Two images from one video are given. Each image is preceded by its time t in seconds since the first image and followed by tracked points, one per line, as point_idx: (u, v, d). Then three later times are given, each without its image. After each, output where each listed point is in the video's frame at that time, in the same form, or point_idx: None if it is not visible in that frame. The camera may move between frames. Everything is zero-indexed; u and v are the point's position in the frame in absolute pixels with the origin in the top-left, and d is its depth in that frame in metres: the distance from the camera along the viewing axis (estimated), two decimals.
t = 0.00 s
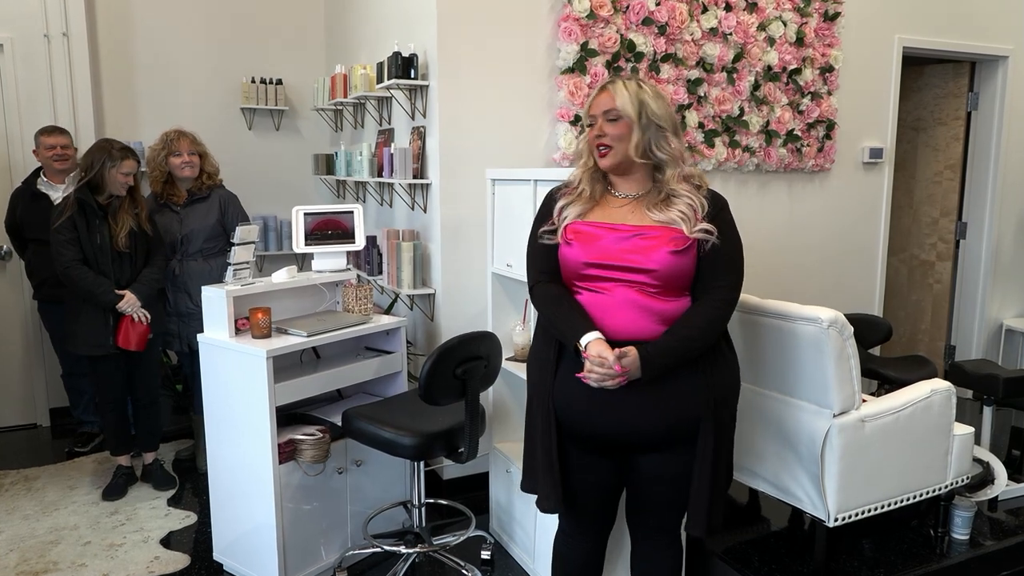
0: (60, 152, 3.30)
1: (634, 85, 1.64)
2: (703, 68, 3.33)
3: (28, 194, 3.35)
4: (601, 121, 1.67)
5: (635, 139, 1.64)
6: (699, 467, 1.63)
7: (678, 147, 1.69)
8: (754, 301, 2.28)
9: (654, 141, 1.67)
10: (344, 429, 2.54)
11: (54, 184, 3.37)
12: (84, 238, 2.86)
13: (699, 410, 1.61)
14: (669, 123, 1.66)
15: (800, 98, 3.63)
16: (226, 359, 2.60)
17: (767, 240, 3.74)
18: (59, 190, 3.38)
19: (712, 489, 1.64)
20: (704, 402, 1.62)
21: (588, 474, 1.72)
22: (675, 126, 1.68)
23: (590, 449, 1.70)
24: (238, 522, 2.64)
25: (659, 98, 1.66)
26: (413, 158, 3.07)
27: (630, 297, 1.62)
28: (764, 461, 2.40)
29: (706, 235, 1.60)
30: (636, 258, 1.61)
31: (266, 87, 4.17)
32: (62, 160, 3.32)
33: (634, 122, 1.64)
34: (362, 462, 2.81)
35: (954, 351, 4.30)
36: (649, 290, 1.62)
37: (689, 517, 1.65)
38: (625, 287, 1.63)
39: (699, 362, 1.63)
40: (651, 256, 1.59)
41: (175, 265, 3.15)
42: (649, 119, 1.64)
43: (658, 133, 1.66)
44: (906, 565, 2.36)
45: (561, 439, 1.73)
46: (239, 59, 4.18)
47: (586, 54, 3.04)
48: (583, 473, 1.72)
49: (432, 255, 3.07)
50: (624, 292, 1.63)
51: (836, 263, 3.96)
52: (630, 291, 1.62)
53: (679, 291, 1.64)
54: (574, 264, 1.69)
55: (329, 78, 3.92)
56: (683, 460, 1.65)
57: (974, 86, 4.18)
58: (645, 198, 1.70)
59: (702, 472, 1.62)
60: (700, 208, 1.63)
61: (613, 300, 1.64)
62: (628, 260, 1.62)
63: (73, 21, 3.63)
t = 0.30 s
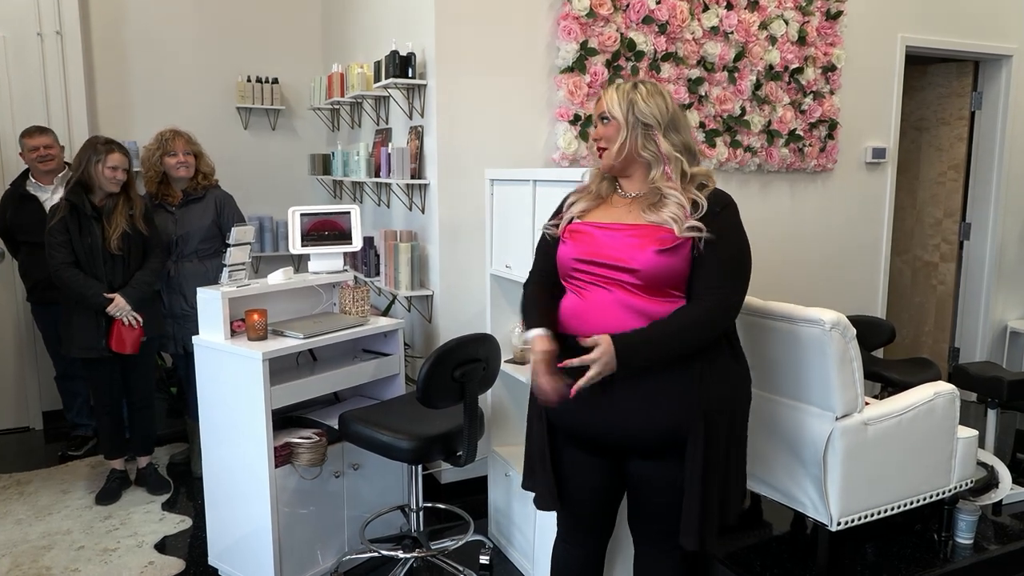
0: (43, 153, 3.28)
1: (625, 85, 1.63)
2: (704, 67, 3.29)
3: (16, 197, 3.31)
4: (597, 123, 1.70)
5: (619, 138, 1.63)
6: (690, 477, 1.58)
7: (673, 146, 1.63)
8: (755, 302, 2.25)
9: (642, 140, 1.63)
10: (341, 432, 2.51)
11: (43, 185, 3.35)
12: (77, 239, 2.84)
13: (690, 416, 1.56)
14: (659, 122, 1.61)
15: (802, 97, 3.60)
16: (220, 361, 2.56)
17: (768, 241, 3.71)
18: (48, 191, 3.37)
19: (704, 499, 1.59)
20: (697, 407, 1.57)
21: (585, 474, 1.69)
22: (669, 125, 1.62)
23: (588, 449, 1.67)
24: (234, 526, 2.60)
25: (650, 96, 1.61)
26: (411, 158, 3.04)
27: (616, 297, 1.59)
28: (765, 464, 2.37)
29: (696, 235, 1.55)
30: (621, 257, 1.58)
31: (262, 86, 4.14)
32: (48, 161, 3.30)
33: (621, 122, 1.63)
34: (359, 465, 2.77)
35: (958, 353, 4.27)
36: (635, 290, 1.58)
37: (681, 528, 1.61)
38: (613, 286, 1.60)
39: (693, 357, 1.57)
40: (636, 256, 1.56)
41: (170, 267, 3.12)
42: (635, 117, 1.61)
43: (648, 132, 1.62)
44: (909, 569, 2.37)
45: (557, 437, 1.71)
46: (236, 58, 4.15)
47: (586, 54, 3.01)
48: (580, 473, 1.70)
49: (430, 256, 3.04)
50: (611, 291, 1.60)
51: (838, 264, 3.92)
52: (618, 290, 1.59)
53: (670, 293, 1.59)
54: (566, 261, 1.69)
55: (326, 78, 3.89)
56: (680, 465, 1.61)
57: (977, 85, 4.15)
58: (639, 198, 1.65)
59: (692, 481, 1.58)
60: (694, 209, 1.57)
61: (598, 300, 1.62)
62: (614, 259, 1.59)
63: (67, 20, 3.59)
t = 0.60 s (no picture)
0: (33, 153, 3.22)
1: (645, 82, 1.60)
2: (704, 66, 3.26)
3: (8, 197, 3.27)
4: (614, 119, 1.67)
5: (630, 136, 1.60)
6: (676, 483, 1.56)
7: (684, 151, 1.59)
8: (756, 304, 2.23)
9: (654, 140, 1.60)
10: (338, 436, 2.47)
11: (34, 185, 3.31)
12: (72, 240, 2.81)
13: (676, 421, 1.55)
14: (672, 124, 1.58)
15: (803, 97, 3.57)
16: (215, 364, 2.54)
17: (769, 242, 3.68)
18: (38, 191, 3.33)
19: (699, 506, 1.58)
20: (686, 412, 1.55)
21: (584, 475, 1.70)
22: (684, 128, 1.59)
23: (586, 449, 1.68)
24: (229, 531, 2.58)
25: (667, 96, 1.58)
26: (408, 158, 3.00)
27: (606, 303, 1.61)
28: (765, 468, 2.36)
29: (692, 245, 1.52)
30: (613, 263, 1.60)
31: (258, 85, 4.11)
32: (38, 161, 3.25)
33: (633, 119, 1.60)
34: (355, 469, 2.73)
35: (961, 355, 4.24)
36: (626, 297, 1.59)
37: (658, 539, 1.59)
38: (606, 292, 1.62)
39: (688, 360, 1.56)
40: (627, 263, 1.57)
41: (165, 268, 3.08)
42: (648, 116, 1.58)
43: (660, 133, 1.59)
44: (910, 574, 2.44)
45: (559, 434, 1.77)
46: (232, 58, 4.12)
47: (586, 52, 2.98)
48: (578, 473, 1.71)
49: (428, 258, 3.01)
50: (603, 297, 1.62)
51: (839, 265, 3.89)
52: (610, 296, 1.61)
53: (664, 301, 1.58)
54: (566, 266, 1.73)
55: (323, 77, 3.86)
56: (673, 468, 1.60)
57: (980, 84, 4.13)
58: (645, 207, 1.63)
59: (674, 488, 1.56)
60: (697, 218, 1.54)
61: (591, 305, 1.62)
62: (606, 265, 1.61)
63: (60, 18, 3.57)
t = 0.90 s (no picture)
0: (28, 152, 3.19)
1: (649, 86, 1.56)
2: (706, 65, 3.24)
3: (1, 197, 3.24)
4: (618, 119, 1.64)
5: (628, 144, 1.58)
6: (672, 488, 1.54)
7: (683, 161, 1.55)
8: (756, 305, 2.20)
9: (651, 149, 1.56)
10: (334, 439, 2.44)
11: (27, 185, 3.27)
12: (66, 241, 2.77)
13: (669, 423, 1.53)
14: (670, 133, 1.53)
15: (805, 97, 3.54)
16: (210, 366, 2.50)
17: (771, 243, 3.65)
18: (32, 191, 3.28)
19: (697, 511, 1.57)
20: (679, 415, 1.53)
21: (579, 476, 1.68)
22: (683, 137, 1.54)
23: (580, 449, 1.66)
24: (224, 536, 2.54)
25: (667, 103, 1.53)
26: (406, 158, 2.97)
27: (601, 305, 1.59)
28: (766, 472, 2.33)
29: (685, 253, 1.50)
30: (606, 266, 1.58)
31: (254, 84, 4.07)
32: (33, 161, 3.22)
33: (633, 125, 1.57)
34: (352, 473, 2.70)
35: (966, 358, 4.21)
36: (618, 300, 1.57)
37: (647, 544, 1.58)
38: (600, 293, 1.60)
39: (680, 368, 1.53)
40: (618, 265, 1.56)
41: (160, 268, 3.06)
42: (648, 123, 1.55)
43: (659, 141, 1.55)
44: None
45: (556, 435, 1.75)
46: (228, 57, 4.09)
47: (586, 51, 2.95)
48: (574, 474, 1.69)
49: (426, 259, 2.98)
50: (598, 298, 1.60)
51: (841, 267, 3.86)
52: (603, 298, 1.60)
53: (659, 306, 1.56)
54: (565, 264, 1.71)
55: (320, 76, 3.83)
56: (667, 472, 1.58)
57: (984, 84, 4.10)
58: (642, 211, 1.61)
59: (662, 491, 1.55)
60: (692, 225, 1.52)
61: (587, 307, 1.62)
62: (600, 267, 1.60)
63: (54, 17, 3.54)
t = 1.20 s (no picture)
0: (24, 151, 3.18)
1: (648, 86, 1.54)
2: (706, 65, 3.22)
3: None
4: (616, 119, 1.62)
5: (626, 144, 1.56)
6: (672, 491, 1.52)
7: (681, 161, 1.53)
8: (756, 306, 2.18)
9: (649, 149, 1.54)
10: (331, 442, 2.41)
11: (22, 185, 3.25)
12: (60, 243, 2.76)
13: (667, 425, 1.51)
14: (668, 133, 1.51)
15: (807, 97, 3.51)
16: (206, 368, 2.48)
17: (772, 244, 3.63)
18: (28, 191, 3.27)
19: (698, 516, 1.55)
20: (677, 416, 1.51)
21: (576, 479, 1.66)
22: (681, 137, 1.52)
23: (577, 451, 1.64)
24: (220, 539, 2.52)
25: (666, 103, 1.51)
26: (404, 158, 2.94)
27: (595, 308, 1.57)
28: (766, 473, 2.31)
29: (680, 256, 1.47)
30: (600, 267, 1.56)
31: (251, 84, 4.06)
32: (29, 160, 3.20)
33: (632, 124, 1.55)
34: (350, 476, 2.68)
35: (968, 360, 4.20)
36: (612, 302, 1.55)
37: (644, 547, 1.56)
38: (596, 295, 1.58)
39: (678, 368, 1.51)
40: (612, 267, 1.53)
41: (155, 270, 3.03)
42: (646, 122, 1.53)
43: (658, 141, 1.53)
44: None
45: (553, 437, 1.73)
46: (225, 57, 4.07)
47: (585, 51, 2.93)
48: (570, 477, 1.67)
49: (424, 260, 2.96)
50: (593, 300, 1.58)
51: (842, 268, 3.83)
52: (598, 300, 1.58)
53: (656, 308, 1.54)
54: (560, 265, 1.69)
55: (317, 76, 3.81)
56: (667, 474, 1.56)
57: (987, 84, 4.08)
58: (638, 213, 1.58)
59: (661, 493, 1.52)
60: (688, 227, 1.49)
61: (582, 308, 1.60)
62: (595, 268, 1.57)
63: (49, 16, 3.52)
